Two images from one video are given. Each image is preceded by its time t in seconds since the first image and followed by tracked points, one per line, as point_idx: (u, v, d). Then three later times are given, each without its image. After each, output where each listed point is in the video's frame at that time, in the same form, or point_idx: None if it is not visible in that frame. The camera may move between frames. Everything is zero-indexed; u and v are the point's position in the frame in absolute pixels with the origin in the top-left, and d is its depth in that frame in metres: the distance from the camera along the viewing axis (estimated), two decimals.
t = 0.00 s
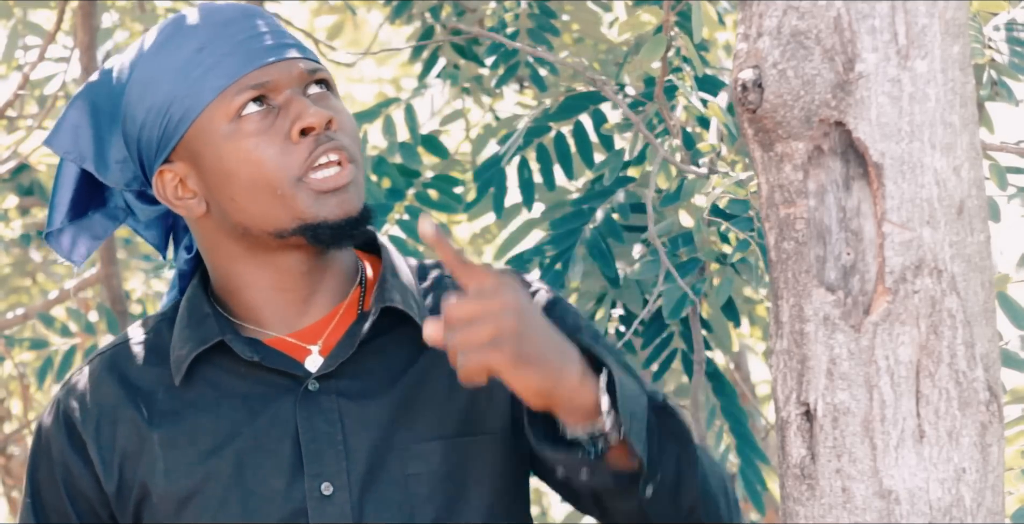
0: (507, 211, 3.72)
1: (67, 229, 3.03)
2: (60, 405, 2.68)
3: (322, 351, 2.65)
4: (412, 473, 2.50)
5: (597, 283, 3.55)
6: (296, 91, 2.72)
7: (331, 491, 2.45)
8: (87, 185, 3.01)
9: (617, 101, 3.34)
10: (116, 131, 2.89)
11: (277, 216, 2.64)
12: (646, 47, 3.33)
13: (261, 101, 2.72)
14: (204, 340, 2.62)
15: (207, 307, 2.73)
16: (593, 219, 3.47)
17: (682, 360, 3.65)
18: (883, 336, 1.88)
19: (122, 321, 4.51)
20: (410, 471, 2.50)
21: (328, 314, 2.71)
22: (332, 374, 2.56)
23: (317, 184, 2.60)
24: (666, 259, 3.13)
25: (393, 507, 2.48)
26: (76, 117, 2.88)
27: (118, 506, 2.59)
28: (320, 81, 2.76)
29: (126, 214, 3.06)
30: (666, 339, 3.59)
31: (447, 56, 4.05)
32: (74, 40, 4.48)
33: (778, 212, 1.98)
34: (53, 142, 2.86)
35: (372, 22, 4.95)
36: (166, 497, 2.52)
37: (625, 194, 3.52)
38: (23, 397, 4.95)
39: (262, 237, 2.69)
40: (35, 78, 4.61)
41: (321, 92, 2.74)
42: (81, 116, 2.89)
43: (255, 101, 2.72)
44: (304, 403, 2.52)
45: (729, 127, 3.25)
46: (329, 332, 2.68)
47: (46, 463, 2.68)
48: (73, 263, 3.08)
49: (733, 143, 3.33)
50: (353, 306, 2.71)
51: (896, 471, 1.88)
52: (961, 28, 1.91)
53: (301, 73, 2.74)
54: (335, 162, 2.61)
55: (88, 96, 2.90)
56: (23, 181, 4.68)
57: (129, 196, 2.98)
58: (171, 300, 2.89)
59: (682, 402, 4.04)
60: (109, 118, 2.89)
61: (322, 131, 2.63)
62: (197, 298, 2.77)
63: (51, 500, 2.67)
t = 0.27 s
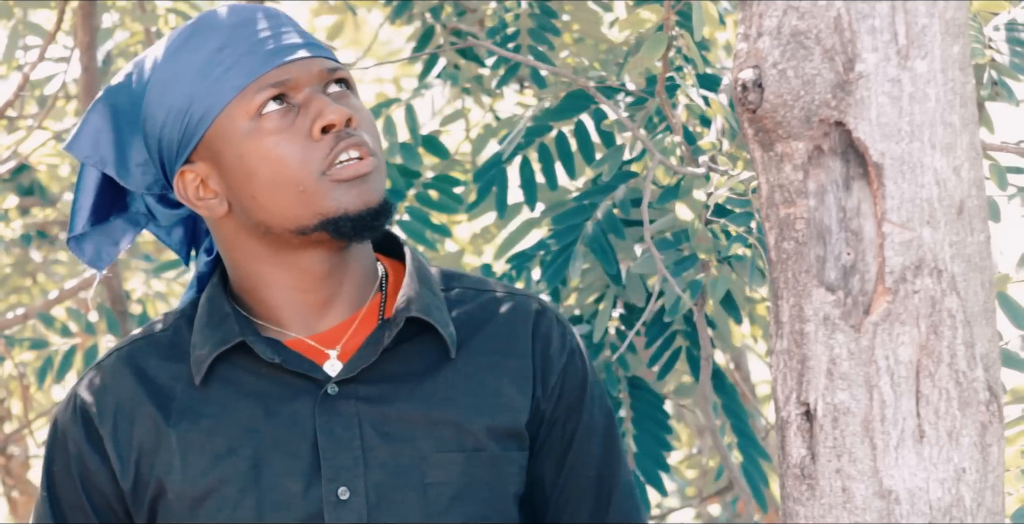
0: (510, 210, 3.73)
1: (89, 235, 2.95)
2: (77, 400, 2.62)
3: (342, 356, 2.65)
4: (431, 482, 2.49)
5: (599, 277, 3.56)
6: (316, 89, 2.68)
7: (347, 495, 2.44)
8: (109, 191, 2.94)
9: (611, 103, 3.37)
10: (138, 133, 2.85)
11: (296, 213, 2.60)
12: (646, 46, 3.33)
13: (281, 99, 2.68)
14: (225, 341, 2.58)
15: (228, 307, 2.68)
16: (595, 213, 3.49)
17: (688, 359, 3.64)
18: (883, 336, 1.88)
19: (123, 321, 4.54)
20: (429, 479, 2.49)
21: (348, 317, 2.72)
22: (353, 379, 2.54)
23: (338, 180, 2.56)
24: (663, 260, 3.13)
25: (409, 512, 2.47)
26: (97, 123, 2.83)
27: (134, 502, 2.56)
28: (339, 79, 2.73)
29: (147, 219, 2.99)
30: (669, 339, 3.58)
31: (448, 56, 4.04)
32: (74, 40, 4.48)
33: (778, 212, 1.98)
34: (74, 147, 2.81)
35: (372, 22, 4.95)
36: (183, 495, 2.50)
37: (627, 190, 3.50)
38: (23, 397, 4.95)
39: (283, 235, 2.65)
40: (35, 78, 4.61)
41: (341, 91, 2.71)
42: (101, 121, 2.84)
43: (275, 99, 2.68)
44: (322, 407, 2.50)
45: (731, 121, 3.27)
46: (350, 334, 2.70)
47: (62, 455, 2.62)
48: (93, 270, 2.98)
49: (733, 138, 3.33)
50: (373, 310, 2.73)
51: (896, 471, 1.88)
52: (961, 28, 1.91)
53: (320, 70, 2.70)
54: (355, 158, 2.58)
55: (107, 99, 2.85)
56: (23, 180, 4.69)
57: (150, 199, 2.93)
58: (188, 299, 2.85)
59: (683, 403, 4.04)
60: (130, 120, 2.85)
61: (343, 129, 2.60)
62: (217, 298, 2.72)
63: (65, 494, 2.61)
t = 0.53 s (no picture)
0: (512, 209, 3.74)
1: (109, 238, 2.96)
2: (94, 396, 2.59)
3: (360, 359, 2.64)
4: (448, 485, 2.47)
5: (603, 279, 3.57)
6: (336, 90, 2.68)
7: (364, 496, 2.41)
8: (127, 193, 2.94)
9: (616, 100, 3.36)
10: (157, 136, 2.84)
11: (316, 215, 2.59)
12: (648, 45, 3.32)
13: (301, 101, 2.67)
14: (245, 338, 2.56)
15: (247, 306, 2.65)
16: (600, 213, 3.45)
17: (688, 359, 3.62)
18: (883, 336, 1.88)
19: (123, 321, 4.53)
20: (446, 482, 2.47)
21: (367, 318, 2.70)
22: (372, 379, 2.52)
23: (358, 180, 2.55)
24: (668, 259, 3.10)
25: (426, 514, 2.44)
26: (115, 125, 2.82)
27: (149, 500, 2.53)
28: (358, 81, 2.72)
29: (165, 222, 2.98)
30: (670, 340, 3.57)
31: (448, 56, 4.05)
32: (74, 40, 4.47)
33: (778, 212, 1.98)
34: (93, 150, 2.80)
35: (372, 23, 4.95)
36: (199, 494, 2.46)
37: (632, 189, 3.48)
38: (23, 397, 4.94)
39: (303, 237, 2.64)
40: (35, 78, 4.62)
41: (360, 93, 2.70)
42: (120, 123, 2.83)
43: (295, 101, 2.67)
44: (342, 407, 2.48)
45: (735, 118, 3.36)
46: (368, 335, 2.68)
47: (78, 450, 2.59)
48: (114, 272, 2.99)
49: (737, 137, 3.43)
50: (392, 311, 2.72)
51: (896, 471, 1.88)
52: (961, 28, 1.91)
53: (339, 72, 2.70)
54: (375, 159, 2.57)
55: (126, 103, 2.84)
56: (23, 181, 4.68)
57: (169, 201, 2.92)
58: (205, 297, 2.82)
59: (683, 403, 4.04)
60: (149, 122, 2.84)
61: (362, 130, 2.59)
62: (233, 298, 2.69)
63: (81, 489, 2.59)
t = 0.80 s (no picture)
0: (510, 209, 3.73)
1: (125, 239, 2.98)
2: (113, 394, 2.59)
3: (376, 359, 2.65)
4: (461, 487, 2.46)
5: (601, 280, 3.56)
6: (353, 92, 2.68)
7: (378, 497, 2.42)
8: (145, 193, 2.95)
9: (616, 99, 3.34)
10: (175, 137, 2.85)
11: (333, 217, 2.59)
12: (647, 47, 3.33)
13: (318, 103, 2.67)
14: (261, 337, 2.56)
15: (264, 305, 2.66)
16: (595, 216, 3.47)
17: (686, 361, 3.64)
18: (883, 336, 1.88)
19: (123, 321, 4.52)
20: (459, 484, 2.47)
21: (384, 318, 2.71)
22: (388, 380, 2.52)
23: (374, 182, 2.55)
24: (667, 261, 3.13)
25: (434, 513, 2.45)
26: (134, 126, 2.83)
27: (166, 499, 2.54)
28: (375, 82, 2.73)
29: (183, 222, 3.00)
30: (669, 341, 3.58)
31: (448, 56, 4.06)
32: (74, 40, 4.47)
33: (778, 212, 1.98)
34: (111, 151, 2.81)
35: (372, 23, 4.95)
36: (214, 494, 2.48)
37: (628, 192, 3.49)
38: (24, 397, 4.94)
39: (320, 239, 2.64)
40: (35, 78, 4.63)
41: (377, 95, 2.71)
42: (138, 124, 2.84)
43: (312, 103, 2.67)
44: (357, 408, 2.48)
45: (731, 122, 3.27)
46: (384, 335, 2.69)
47: (95, 448, 2.60)
48: (130, 272, 3.02)
49: (736, 142, 3.44)
50: (408, 312, 2.72)
51: (896, 471, 1.88)
52: (961, 28, 1.91)
53: (356, 74, 2.70)
54: (392, 161, 2.57)
55: (143, 104, 2.85)
56: (22, 181, 4.71)
57: (187, 202, 2.94)
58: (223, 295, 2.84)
59: (682, 403, 4.04)
60: (167, 124, 2.85)
61: (378, 132, 2.59)
62: (255, 293, 2.71)
63: (97, 486, 2.59)
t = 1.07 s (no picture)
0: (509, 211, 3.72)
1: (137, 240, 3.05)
2: (127, 392, 2.68)
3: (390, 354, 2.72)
4: (468, 473, 2.59)
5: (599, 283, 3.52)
6: (374, 96, 2.72)
7: (394, 486, 2.51)
8: (155, 196, 3.01)
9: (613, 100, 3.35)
10: (192, 141, 2.87)
11: (360, 220, 2.62)
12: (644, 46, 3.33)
13: (340, 109, 2.71)
14: (274, 334, 2.68)
15: (275, 302, 2.77)
16: (592, 217, 3.46)
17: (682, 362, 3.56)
18: (883, 336, 1.88)
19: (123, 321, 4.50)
20: (466, 470, 2.59)
21: (398, 317, 2.78)
22: (400, 373, 2.64)
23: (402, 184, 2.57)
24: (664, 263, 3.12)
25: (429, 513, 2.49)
26: (146, 129, 2.87)
27: (177, 495, 2.61)
28: (394, 84, 2.76)
29: (192, 220, 3.07)
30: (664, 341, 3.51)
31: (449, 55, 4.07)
32: (74, 40, 4.47)
33: (778, 212, 1.98)
34: (121, 153, 2.86)
35: (372, 22, 4.95)
36: (228, 490, 2.55)
37: (624, 193, 3.51)
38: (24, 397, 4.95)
39: (343, 243, 2.69)
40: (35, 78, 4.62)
41: (397, 95, 2.74)
42: (150, 126, 2.87)
43: (334, 108, 2.71)
44: (371, 399, 2.59)
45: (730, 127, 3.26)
46: (397, 333, 2.76)
47: (106, 443, 2.68)
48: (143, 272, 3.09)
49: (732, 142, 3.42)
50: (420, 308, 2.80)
51: (896, 471, 1.88)
52: (961, 28, 1.91)
53: (377, 76, 2.74)
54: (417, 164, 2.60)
55: (158, 106, 2.87)
56: (23, 181, 4.64)
57: (198, 202, 3.00)
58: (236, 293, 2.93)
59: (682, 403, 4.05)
60: (181, 126, 2.87)
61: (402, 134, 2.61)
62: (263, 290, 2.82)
63: (108, 481, 2.65)
